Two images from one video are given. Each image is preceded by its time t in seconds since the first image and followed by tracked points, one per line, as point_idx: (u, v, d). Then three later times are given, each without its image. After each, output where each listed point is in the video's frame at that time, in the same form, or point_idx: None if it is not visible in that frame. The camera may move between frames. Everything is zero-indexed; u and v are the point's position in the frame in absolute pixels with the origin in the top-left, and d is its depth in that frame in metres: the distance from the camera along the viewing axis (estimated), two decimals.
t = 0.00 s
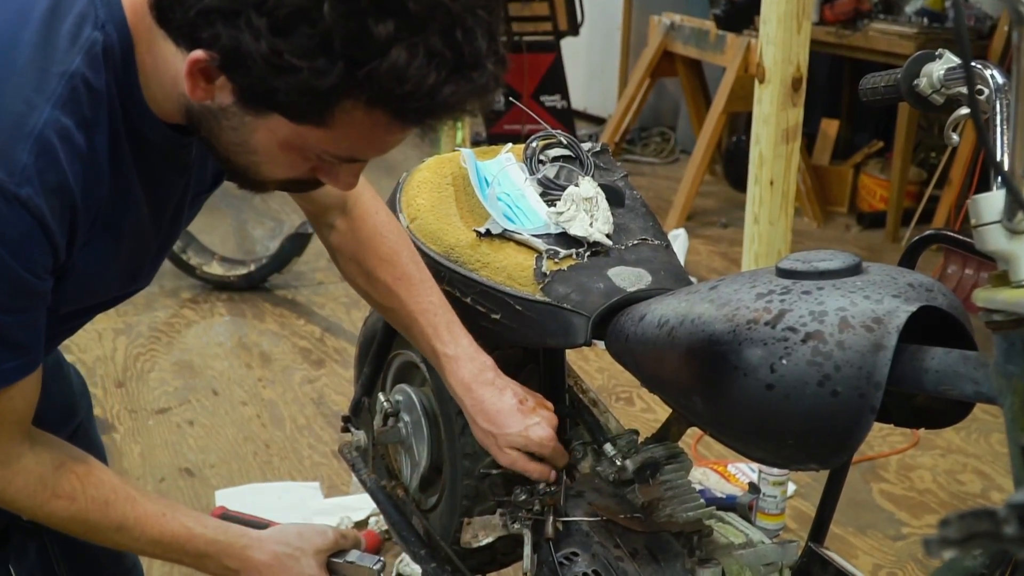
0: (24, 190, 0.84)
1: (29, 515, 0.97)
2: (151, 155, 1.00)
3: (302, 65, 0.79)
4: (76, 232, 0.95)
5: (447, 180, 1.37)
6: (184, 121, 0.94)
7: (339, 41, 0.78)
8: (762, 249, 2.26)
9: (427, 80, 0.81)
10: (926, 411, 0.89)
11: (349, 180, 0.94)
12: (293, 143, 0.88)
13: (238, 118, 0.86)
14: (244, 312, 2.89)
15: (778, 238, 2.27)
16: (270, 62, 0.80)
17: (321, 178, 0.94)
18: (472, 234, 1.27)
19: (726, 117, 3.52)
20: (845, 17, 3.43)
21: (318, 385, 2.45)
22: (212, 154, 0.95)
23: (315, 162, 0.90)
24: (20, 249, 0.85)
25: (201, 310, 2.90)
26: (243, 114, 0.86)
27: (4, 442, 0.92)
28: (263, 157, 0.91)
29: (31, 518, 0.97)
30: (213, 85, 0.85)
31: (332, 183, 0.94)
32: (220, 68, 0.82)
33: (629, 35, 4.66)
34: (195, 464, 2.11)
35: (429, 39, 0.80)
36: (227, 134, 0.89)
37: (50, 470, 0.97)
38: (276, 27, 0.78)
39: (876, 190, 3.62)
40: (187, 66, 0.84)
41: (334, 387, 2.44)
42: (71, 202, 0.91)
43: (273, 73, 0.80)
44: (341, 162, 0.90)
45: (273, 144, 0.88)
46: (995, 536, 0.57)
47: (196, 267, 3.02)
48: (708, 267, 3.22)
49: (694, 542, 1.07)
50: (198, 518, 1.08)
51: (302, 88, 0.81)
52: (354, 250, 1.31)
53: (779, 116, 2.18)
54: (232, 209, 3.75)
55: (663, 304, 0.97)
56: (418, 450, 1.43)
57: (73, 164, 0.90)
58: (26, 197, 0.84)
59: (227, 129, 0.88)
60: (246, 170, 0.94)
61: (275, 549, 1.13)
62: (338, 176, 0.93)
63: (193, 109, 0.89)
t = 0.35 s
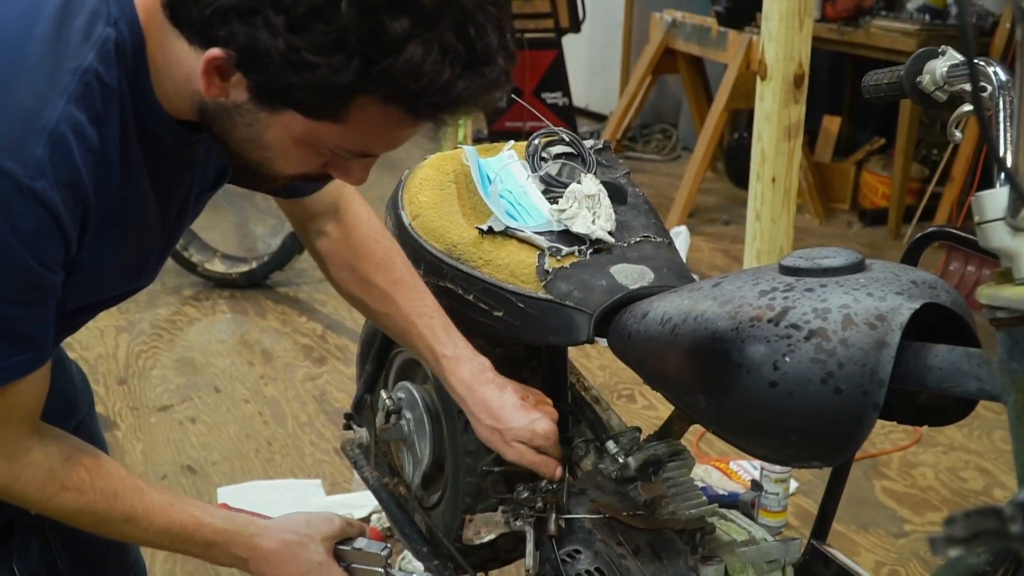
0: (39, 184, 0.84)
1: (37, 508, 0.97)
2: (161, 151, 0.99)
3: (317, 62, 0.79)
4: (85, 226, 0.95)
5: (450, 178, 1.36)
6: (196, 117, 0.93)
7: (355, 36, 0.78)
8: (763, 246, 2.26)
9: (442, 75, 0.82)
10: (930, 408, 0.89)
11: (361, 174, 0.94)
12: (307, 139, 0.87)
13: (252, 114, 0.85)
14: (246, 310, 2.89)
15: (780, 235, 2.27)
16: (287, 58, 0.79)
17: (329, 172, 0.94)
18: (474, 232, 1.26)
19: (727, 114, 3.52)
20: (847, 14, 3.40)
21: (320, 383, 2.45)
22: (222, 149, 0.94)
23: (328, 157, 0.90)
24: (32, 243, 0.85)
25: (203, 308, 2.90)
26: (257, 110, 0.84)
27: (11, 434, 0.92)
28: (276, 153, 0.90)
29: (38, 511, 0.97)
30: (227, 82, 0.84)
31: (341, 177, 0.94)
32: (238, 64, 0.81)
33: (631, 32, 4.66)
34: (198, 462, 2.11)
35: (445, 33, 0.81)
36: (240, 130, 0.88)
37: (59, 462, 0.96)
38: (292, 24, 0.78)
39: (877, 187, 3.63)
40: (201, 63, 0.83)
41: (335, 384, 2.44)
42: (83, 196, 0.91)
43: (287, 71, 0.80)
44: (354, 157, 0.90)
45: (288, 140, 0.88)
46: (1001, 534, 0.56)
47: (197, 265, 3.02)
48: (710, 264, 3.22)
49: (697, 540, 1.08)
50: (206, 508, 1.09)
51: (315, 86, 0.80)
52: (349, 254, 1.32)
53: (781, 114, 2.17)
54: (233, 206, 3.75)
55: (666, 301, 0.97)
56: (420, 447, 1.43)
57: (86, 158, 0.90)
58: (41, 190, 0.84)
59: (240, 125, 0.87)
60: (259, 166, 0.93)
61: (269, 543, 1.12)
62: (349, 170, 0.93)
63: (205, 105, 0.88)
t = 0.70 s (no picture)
0: (99, 168, 0.84)
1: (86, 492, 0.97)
2: (196, 144, 1.01)
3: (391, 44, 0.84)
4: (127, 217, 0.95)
5: (450, 178, 1.37)
6: (243, 115, 0.96)
7: (420, 17, 0.84)
8: (764, 245, 2.26)
9: (502, 48, 0.89)
10: (931, 407, 0.89)
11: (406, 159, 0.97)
12: (366, 124, 0.92)
13: (312, 105, 0.89)
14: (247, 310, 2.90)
15: (780, 234, 2.27)
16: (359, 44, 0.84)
17: (374, 159, 0.98)
18: (474, 232, 1.25)
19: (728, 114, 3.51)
20: (847, 12, 3.40)
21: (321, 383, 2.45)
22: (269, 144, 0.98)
23: (380, 141, 0.95)
24: (91, 227, 0.85)
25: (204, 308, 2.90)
26: (319, 100, 0.89)
27: (51, 421, 0.91)
28: (330, 142, 0.94)
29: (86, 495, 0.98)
30: (288, 76, 0.88)
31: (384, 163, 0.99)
32: (303, 56, 0.85)
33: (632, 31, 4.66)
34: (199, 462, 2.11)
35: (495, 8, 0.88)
36: (296, 123, 0.91)
37: (101, 436, 0.96)
38: (362, 9, 0.83)
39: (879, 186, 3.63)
40: (263, 59, 0.87)
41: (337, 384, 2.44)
42: (133, 183, 0.91)
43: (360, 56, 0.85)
44: (405, 138, 0.95)
45: (346, 127, 0.92)
46: (998, 535, 0.57)
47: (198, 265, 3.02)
48: (711, 263, 3.22)
49: (698, 540, 1.08)
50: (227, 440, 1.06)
51: (388, 66, 0.85)
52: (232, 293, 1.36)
53: (781, 113, 2.17)
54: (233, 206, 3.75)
55: (666, 301, 0.97)
56: (420, 448, 1.42)
57: (138, 148, 0.90)
58: (101, 174, 0.84)
59: (295, 118, 0.91)
60: (308, 158, 0.97)
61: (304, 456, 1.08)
62: (395, 157, 0.98)
63: (261, 103, 0.91)
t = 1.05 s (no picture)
0: (177, 142, 0.84)
1: (178, 501, 0.93)
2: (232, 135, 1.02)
3: (450, 15, 0.88)
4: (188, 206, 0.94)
5: (449, 184, 1.37)
6: (279, 111, 0.98)
7: None
8: (765, 249, 2.26)
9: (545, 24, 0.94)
10: (930, 412, 0.89)
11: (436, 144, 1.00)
12: (410, 104, 0.94)
13: (358, 87, 0.92)
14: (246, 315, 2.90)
15: (780, 238, 2.27)
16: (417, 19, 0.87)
17: (404, 148, 1.00)
18: (474, 238, 1.25)
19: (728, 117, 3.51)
20: (847, 16, 3.44)
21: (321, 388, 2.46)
22: (302, 136, 1.00)
23: (417, 124, 0.97)
24: (171, 200, 0.85)
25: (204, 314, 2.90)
26: (369, 79, 0.91)
27: (131, 425, 0.87)
28: (370, 127, 0.95)
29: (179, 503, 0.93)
30: (338, 57, 0.90)
31: (414, 152, 1.01)
32: (362, 33, 0.88)
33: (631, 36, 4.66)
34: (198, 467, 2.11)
35: None
36: (340, 107, 0.93)
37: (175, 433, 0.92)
38: None
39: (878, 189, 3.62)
40: (318, 40, 0.89)
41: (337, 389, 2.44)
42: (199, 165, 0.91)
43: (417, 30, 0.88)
44: (440, 122, 0.98)
45: (390, 109, 0.94)
46: (996, 542, 0.57)
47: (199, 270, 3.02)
48: (711, 267, 3.22)
49: (698, 545, 1.08)
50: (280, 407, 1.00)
51: (444, 38, 0.89)
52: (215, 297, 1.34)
53: (781, 117, 2.17)
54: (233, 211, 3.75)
55: (665, 306, 0.97)
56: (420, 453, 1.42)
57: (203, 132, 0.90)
58: (178, 148, 0.84)
59: (340, 103, 0.93)
60: (345, 144, 0.98)
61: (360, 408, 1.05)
62: (423, 142, 0.99)
63: (308, 88, 0.93)
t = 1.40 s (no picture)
0: (211, 152, 0.82)
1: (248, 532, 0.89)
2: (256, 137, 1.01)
3: (469, 30, 0.89)
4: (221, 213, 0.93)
5: (450, 197, 1.37)
6: (293, 129, 0.98)
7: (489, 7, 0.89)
8: (765, 260, 2.27)
9: (558, 40, 0.94)
10: (933, 425, 0.89)
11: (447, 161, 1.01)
12: (426, 119, 0.95)
13: (376, 101, 0.92)
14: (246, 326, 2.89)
15: (780, 249, 2.27)
16: (439, 33, 0.88)
17: (415, 165, 1.01)
18: (475, 250, 1.25)
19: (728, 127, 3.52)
20: (846, 26, 3.45)
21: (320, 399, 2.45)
22: (315, 152, 1.00)
23: (429, 140, 0.98)
24: (210, 207, 0.83)
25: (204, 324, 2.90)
26: (386, 94, 0.91)
27: (194, 438, 0.85)
28: (386, 141, 0.96)
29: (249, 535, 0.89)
30: (357, 72, 0.91)
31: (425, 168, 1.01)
32: (382, 48, 0.88)
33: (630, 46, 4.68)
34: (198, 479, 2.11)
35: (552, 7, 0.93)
36: (357, 121, 0.94)
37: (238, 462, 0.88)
38: None
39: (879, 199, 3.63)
40: (339, 53, 0.89)
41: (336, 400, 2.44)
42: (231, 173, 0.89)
43: (438, 45, 0.88)
44: (451, 138, 0.99)
45: (406, 124, 0.95)
46: (998, 558, 0.57)
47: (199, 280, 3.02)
48: (711, 276, 3.22)
49: (699, 559, 1.09)
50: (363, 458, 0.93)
51: (463, 52, 0.90)
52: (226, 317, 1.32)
53: (781, 127, 2.18)
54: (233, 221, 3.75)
55: (666, 320, 0.98)
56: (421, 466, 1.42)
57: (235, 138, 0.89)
58: (212, 158, 0.83)
59: (357, 117, 0.93)
60: (357, 159, 0.99)
61: (495, 468, 0.99)
62: (435, 160, 1.00)
63: (323, 104, 0.93)
